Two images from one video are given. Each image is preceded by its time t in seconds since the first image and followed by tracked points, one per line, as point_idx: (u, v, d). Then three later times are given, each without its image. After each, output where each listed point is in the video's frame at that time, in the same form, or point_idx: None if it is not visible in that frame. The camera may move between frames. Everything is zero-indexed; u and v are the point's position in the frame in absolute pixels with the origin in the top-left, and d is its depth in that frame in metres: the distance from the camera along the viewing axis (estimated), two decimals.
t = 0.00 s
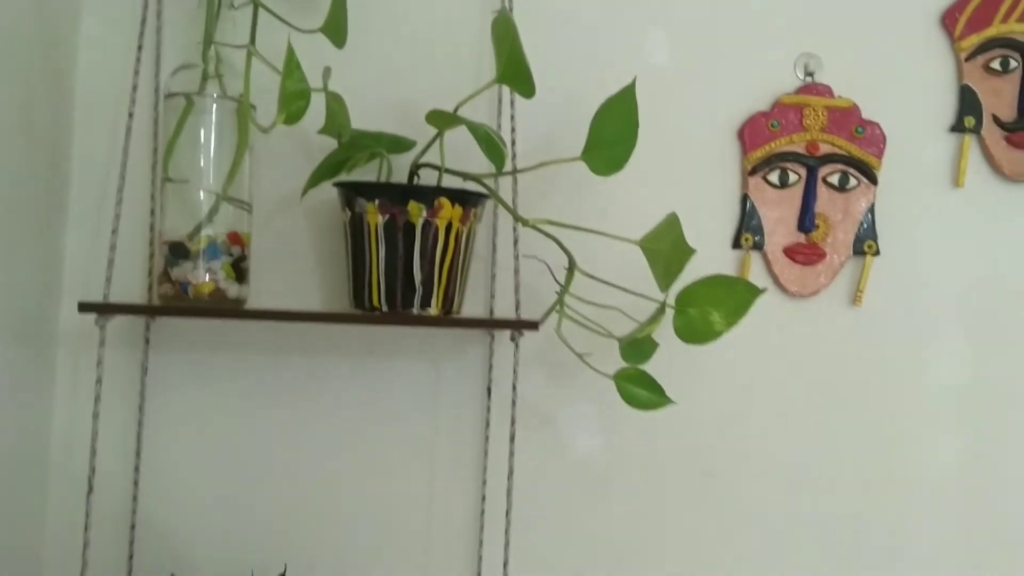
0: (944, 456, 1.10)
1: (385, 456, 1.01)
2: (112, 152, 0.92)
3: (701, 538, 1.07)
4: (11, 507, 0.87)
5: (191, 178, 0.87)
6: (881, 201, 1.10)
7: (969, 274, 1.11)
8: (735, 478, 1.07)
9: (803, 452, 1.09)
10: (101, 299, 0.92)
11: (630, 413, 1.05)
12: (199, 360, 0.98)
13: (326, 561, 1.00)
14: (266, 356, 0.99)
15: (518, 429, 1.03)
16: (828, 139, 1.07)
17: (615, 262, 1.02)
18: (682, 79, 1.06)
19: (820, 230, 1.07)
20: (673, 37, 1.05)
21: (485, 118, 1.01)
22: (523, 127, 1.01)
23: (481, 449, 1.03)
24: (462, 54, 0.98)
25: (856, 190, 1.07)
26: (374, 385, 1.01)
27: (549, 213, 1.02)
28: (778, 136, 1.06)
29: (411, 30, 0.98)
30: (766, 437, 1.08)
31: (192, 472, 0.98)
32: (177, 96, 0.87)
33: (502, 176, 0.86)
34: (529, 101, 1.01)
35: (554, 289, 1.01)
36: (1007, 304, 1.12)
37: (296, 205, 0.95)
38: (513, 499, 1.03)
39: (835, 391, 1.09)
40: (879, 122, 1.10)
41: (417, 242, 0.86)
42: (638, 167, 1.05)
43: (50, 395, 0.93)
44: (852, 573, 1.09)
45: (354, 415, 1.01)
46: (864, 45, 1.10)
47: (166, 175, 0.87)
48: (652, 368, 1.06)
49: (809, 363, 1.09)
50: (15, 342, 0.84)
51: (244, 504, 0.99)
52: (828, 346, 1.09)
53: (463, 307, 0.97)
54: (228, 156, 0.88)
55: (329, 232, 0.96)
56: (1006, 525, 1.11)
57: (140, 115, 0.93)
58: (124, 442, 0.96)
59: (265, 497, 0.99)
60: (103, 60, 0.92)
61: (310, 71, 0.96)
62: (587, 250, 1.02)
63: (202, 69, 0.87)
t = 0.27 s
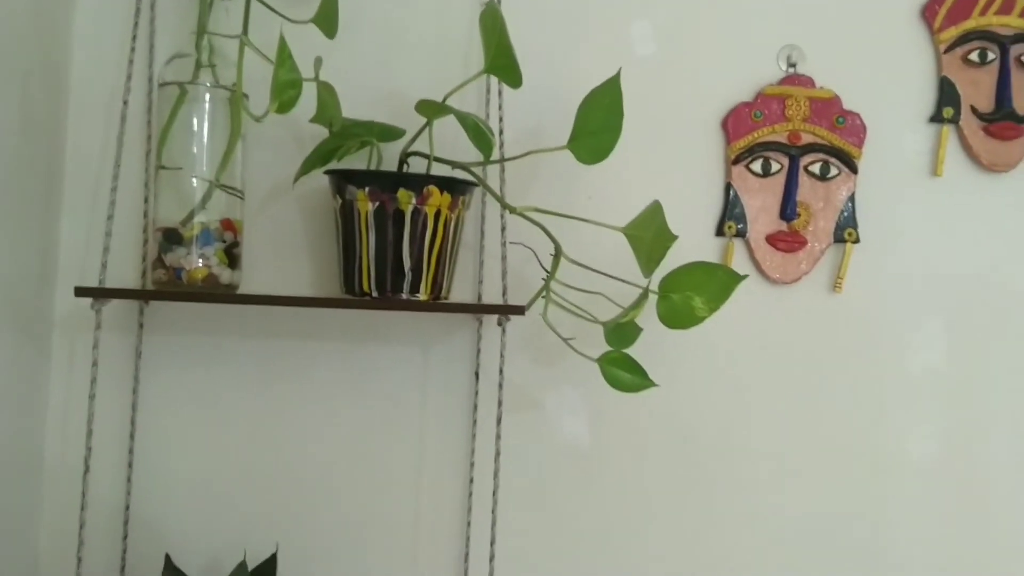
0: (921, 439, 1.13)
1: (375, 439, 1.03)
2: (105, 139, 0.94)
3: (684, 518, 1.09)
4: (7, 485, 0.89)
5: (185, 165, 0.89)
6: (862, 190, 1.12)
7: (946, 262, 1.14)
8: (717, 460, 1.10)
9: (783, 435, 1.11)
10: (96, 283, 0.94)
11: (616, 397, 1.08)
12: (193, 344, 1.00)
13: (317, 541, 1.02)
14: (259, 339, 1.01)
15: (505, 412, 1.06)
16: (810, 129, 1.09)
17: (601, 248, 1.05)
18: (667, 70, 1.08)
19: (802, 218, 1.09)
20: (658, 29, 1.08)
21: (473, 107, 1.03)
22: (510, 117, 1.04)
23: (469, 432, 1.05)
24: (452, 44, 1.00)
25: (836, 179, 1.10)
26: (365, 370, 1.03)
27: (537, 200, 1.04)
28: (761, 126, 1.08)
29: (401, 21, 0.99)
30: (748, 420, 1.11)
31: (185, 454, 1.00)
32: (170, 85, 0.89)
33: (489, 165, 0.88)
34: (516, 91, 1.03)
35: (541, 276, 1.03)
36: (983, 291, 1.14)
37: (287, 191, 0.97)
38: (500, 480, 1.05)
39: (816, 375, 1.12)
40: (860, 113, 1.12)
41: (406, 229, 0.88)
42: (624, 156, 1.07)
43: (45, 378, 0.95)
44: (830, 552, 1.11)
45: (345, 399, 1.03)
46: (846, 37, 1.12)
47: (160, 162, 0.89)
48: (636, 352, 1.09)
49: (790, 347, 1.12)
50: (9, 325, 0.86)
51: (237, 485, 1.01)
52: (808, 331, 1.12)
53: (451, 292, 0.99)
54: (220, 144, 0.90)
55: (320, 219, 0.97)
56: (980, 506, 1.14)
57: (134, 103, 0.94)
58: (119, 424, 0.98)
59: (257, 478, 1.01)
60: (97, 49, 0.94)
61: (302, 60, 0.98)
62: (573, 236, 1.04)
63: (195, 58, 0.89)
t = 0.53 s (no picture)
0: (903, 421, 1.16)
1: (371, 420, 1.06)
2: (107, 128, 0.97)
3: (672, 497, 1.13)
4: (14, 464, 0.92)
5: (185, 154, 0.92)
6: (847, 178, 1.15)
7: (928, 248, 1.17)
8: (704, 441, 1.13)
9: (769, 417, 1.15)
10: (100, 269, 0.96)
11: (606, 380, 1.11)
12: (193, 328, 1.03)
13: (316, 519, 1.05)
14: (258, 324, 1.04)
15: (499, 394, 1.09)
16: (796, 118, 1.12)
17: (591, 235, 1.07)
18: (656, 60, 1.10)
19: (788, 205, 1.12)
20: (648, 20, 1.10)
21: (467, 96, 1.05)
22: (503, 106, 1.06)
23: (463, 413, 1.08)
24: (446, 34, 1.02)
25: (822, 167, 1.13)
26: (362, 353, 1.06)
27: (530, 188, 1.07)
28: (748, 115, 1.11)
29: (396, 12, 1.01)
30: (735, 402, 1.14)
31: (187, 435, 1.03)
32: (171, 75, 0.91)
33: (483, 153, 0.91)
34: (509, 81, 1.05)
35: (533, 261, 1.06)
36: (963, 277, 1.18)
37: (286, 178, 0.99)
38: (493, 460, 1.08)
39: (801, 359, 1.15)
40: (845, 102, 1.15)
41: (402, 216, 0.90)
42: (614, 145, 1.10)
43: (51, 360, 0.98)
44: (814, 530, 1.15)
45: (343, 381, 1.06)
46: (831, 28, 1.14)
47: (161, 151, 0.92)
48: (626, 336, 1.12)
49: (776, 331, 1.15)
50: (15, 308, 0.88)
51: (237, 466, 1.04)
52: (794, 316, 1.15)
53: (446, 277, 1.02)
54: (220, 133, 0.93)
55: (318, 206, 1.00)
56: (959, 485, 1.17)
57: (136, 93, 0.97)
58: (122, 406, 1.01)
59: (257, 458, 1.04)
60: (99, 41, 0.97)
61: (299, 51, 1.00)
62: (565, 223, 1.07)
63: (195, 50, 0.91)
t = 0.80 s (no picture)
0: (894, 403, 1.19)
1: (376, 402, 1.09)
2: (117, 119, 1.00)
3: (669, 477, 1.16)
4: (31, 444, 0.95)
5: (194, 143, 0.94)
6: (840, 164, 1.17)
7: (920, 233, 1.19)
8: (700, 422, 1.16)
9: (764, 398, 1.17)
10: (111, 255, 0.99)
11: (604, 362, 1.14)
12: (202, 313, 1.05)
13: (323, 499, 1.08)
14: (265, 309, 1.07)
15: (500, 377, 1.11)
16: (790, 106, 1.14)
17: (590, 221, 1.10)
18: (653, 50, 1.13)
19: (782, 191, 1.14)
20: (645, 10, 1.12)
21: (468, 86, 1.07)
22: (503, 95, 1.08)
23: (466, 395, 1.11)
24: (447, 25, 1.04)
25: (815, 153, 1.15)
26: (366, 337, 1.09)
27: (529, 175, 1.10)
28: (743, 103, 1.13)
29: (398, 3, 1.04)
30: (730, 384, 1.17)
31: (197, 417, 1.05)
32: (180, 67, 0.94)
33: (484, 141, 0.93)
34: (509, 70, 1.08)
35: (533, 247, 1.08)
36: (954, 261, 1.20)
37: (291, 167, 1.02)
38: (495, 441, 1.11)
39: (795, 341, 1.18)
40: (839, 90, 1.17)
41: (405, 203, 0.93)
42: (612, 133, 1.12)
43: (64, 344, 1.01)
44: (808, 509, 1.18)
45: (348, 365, 1.09)
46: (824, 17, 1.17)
47: (170, 140, 0.94)
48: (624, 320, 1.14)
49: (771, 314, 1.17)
50: (30, 293, 0.91)
51: (246, 447, 1.07)
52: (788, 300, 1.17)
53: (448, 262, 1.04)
54: (227, 123, 0.95)
55: (323, 194, 1.02)
56: (950, 465, 1.20)
57: (145, 84, 1.00)
58: (134, 389, 1.04)
59: (265, 440, 1.07)
60: (109, 33, 0.99)
61: (304, 42, 1.02)
62: (564, 209, 1.10)
63: (203, 41, 0.94)
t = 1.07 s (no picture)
0: (889, 383, 1.22)
1: (382, 384, 1.12)
2: (129, 109, 1.03)
3: (669, 456, 1.18)
4: (49, 424, 0.98)
5: (204, 131, 0.97)
6: (835, 149, 1.20)
7: (914, 216, 1.22)
8: (698, 402, 1.19)
9: (761, 379, 1.20)
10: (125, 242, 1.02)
11: (605, 344, 1.17)
12: (213, 298, 1.08)
13: (332, 478, 1.11)
14: (274, 294, 1.10)
15: (503, 359, 1.14)
16: (786, 92, 1.16)
17: (590, 206, 1.13)
18: (651, 38, 1.15)
19: (778, 175, 1.17)
20: None
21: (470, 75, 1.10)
22: (505, 84, 1.11)
23: (469, 377, 1.14)
24: (449, 15, 1.07)
25: (810, 139, 1.17)
26: (372, 321, 1.12)
27: (531, 161, 1.12)
28: (740, 90, 1.16)
29: None
30: (728, 365, 1.19)
31: (208, 399, 1.09)
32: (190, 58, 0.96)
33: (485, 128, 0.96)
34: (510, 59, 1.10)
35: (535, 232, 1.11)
36: (948, 244, 1.22)
37: (298, 155, 1.05)
38: (498, 421, 1.14)
39: (791, 323, 1.20)
40: (833, 76, 1.19)
41: (409, 189, 0.95)
42: (611, 120, 1.15)
43: (79, 328, 1.04)
44: (805, 486, 1.21)
45: (354, 348, 1.12)
46: (819, 4, 1.19)
47: (181, 129, 0.97)
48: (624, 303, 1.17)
49: (767, 297, 1.20)
50: (46, 278, 0.94)
51: (257, 428, 1.10)
52: (784, 282, 1.20)
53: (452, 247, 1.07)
54: (236, 112, 0.98)
55: (329, 181, 1.05)
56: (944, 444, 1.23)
57: (156, 75, 1.02)
58: (147, 372, 1.07)
59: (275, 421, 1.10)
60: (121, 26, 1.02)
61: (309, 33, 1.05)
62: (565, 194, 1.12)
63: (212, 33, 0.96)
